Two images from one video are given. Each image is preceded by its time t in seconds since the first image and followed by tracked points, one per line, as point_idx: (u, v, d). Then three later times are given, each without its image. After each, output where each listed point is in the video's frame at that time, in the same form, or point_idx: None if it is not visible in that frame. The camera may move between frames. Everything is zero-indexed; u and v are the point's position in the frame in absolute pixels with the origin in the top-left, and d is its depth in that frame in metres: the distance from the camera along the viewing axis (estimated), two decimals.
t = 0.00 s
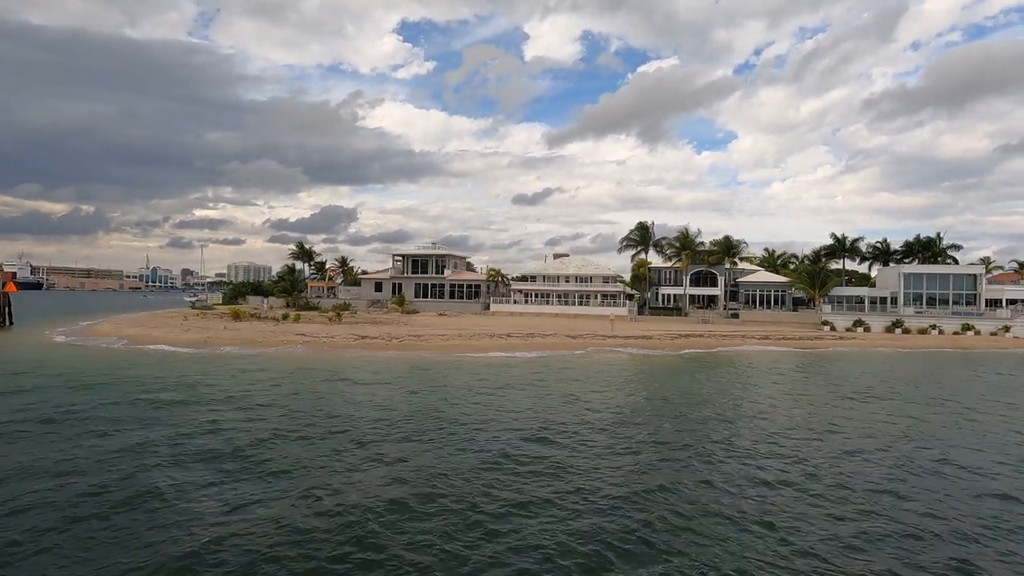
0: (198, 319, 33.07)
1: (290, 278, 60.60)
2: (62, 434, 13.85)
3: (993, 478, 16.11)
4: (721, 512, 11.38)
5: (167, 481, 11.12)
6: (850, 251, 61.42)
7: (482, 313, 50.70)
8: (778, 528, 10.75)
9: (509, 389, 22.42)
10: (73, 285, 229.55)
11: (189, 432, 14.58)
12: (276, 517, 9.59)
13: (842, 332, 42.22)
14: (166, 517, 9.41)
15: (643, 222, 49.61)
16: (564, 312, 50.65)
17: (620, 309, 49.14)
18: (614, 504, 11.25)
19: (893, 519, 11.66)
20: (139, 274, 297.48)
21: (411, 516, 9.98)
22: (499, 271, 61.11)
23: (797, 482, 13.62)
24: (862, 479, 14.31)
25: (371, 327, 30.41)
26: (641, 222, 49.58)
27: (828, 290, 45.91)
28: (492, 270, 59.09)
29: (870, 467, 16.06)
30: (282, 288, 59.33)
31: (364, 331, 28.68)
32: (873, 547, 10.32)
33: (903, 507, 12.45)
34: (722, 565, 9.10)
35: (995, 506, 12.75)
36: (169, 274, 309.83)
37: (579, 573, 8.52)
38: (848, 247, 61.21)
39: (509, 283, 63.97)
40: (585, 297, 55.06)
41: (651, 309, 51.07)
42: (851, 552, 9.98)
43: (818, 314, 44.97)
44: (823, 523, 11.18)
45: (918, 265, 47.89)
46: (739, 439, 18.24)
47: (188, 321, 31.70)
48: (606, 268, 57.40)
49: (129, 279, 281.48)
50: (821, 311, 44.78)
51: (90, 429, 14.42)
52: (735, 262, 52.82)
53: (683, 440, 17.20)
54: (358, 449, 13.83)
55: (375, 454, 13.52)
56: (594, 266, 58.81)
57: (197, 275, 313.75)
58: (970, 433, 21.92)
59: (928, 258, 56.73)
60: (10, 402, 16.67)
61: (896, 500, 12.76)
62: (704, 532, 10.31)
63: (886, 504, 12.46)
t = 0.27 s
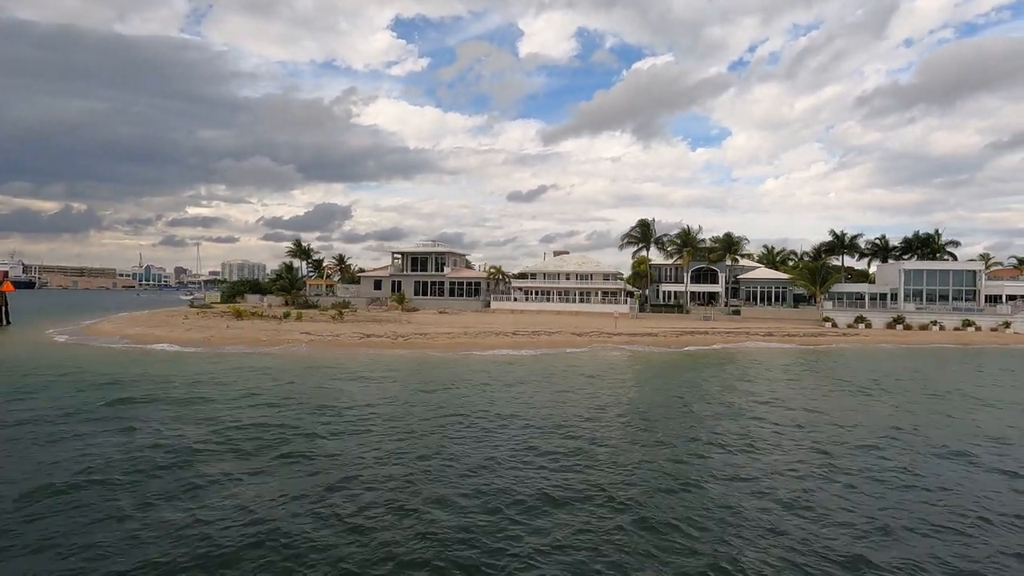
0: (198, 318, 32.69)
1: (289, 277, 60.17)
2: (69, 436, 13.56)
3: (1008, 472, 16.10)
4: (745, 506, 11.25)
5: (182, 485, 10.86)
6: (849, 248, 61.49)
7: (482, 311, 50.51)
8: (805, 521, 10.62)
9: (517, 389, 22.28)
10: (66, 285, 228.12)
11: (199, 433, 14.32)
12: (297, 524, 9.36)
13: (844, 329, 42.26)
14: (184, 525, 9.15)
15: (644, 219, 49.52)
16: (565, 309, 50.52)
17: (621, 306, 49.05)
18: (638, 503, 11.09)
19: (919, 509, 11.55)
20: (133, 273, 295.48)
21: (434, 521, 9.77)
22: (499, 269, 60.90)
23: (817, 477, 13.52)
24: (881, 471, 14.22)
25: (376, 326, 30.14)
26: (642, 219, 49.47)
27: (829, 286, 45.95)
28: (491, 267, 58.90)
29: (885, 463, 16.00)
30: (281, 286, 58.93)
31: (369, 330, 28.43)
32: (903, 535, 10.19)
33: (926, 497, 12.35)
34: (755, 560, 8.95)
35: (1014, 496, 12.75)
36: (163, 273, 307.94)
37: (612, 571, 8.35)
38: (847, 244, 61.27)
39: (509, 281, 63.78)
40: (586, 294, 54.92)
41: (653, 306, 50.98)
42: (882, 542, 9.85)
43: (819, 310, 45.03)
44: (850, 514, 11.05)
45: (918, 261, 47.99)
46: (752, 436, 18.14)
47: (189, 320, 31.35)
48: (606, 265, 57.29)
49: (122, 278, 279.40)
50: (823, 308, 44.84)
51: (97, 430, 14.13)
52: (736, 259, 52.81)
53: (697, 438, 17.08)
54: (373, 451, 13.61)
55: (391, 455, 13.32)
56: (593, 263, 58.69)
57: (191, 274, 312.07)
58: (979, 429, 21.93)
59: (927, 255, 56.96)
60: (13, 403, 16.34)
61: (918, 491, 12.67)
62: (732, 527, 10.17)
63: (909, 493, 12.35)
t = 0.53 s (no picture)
0: (198, 317, 32.40)
1: (287, 275, 59.80)
2: (76, 437, 13.36)
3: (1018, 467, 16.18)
4: (763, 501, 11.19)
5: (195, 489, 10.71)
6: (846, 245, 61.66)
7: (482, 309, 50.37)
8: (824, 516, 10.57)
9: (524, 387, 22.18)
10: (57, 283, 226.07)
11: (209, 433, 14.14)
12: (315, 528, 9.23)
13: (844, 326, 42.39)
14: (200, 532, 9.01)
15: (644, 217, 49.47)
16: (564, 307, 50.43)
17: (621, 304, 49.01)
18: (656, 499, 11.01)
19: (936, 501, 11.52)
20: (125, 272, 293.15)
21: (453, 520, 9.65)
22: (498, 267, 60.73)
23: (831, 472, 13.48)
24: (894, 466, 14.19)
25: (379, 325, 29.94)
26: (642, 217, 49.42)
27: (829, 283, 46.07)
28: (490, 265, 58.72)
29: (896, 459, 16.00)
30: (278, 285, 58.52)
31: (372, 329, 28.23)
32: (923, 528, 10.17)
33: (941, 490, 12.36)
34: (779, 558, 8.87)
35: None
36: (156, 271, 305.69)
37: (637, 569, 8.25)
38: (844, 242, 61.44)
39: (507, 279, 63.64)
40: (585, 292, 54.85)
41: (652, 303, 50.98)
42: (904, 536, 9.81)
43: (819, 307, 45.17)
44: (867, 508, 11.01)
45: (917, 258, 48.17)
46: (762, 433, 18.10)
47: (189, 320, 31.04)
48: (605, 263, 57.23)
49: (114, 277, 277.08)
50: (822, 305, 44.98)
51: (104, 431, 13.94)
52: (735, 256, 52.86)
53: (708, 435, 17.02)
54: (386, 450, 13.47)
55: (403, 455, 13.18)
56: (592, 261, 58.63)
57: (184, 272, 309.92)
58: (985, 425, 21.97)
59: (924, 252, 57.16)
60: (16, 404, 16.10)
61: (933, 485, 12.68)
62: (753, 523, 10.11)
63: (925, 486, 12.36)
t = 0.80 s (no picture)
0: (198, 317, 32.01)
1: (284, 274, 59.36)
2: (86, 440, 13.10)
3: None
4: (786, 499, 11.13)
5: (215, 490, 10.51)
6: (843, 243, 61.92)
7: (482, 308, 50.22)
8: (851, 514, 10.51)
9: (531, 385, 22.07)
10: (48, 283, 223.79)
11: (221, 434, 13.91)
12: (340, 531, 9.05)
13: (844, 323, 42.53)
14: (224, 535, 8.81)
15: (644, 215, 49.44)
16: (564, 305, 50.30)
17: (621, 302, 48.97)
18: (682, 499, 10.91)
19: (958, 499, 11.52)
20: (117, 271, 290.54)
21: (479, 524, 9.48)
22: (497, 265, 60.57)
23: (849, 469, 13.45)
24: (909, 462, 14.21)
25: (382, 324, 29.72)
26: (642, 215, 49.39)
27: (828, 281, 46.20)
28: (489, 264, 58.54)
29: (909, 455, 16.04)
30: (275, 284, 58.08)
31: (375, 328, 28.01)
32: (948, 526, 10.13)
33: (959, 487, 12.38)
34: (810, 560, 8.79)
35: None
36: (147, 271, 303.21)
37: (671, 570, 8.15)
38: (841, 239, 61.69)
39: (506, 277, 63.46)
40: (584, 290, 54.79)
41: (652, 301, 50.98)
42: (932, 536, 9.75)
43: (818, 304, 45.33)
44: (891, 506, 10.97)
45: (914, 255, 48.42)
46: (775, 431, 18.09)
47: (189, 319, 30.69)
48: (604, 261, 57.19)
49: (106, 276, 274.54)
50: (822, 302, 45.14)
51: (114, 433, 13.68)
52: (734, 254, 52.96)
53: (722, 434, 16.95)
54: (401, 449, 13.34)
55: (420, 455, 13.00)
56: (591, 259, 58.59)
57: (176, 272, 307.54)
58: (992, 421, 22.05)
59: (920, 250, 57.49)
60: (20, 406, 15.78)
61: (951, 482, 12.70)
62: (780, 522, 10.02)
63: (943, 483, 12.38)
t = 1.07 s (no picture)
0: (197, 317, 31.60)
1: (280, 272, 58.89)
2: (93, 441, 12.86)
3: None
4: (805, 509, 11.14)
5: (232, 493, 10.36)
6: (840, 242, 62.15)
7: (481, 306, 50.07)
8: (871, 529, 10.49)
9: (537, 385, 21.96)
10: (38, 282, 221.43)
11: (232, 434, 13.72)
12: (361, 538, 8.90)
13: (844, 321, 42.63)
14: (244, 541, 8.66)
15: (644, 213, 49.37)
16: (564, 304, 50.17)
17: (620, 301, 48.90)
18: (701, 508, 10.86)
19: (975, 512, 11.57)
20: (108, 269, 287.85)
21: (502, 531, 9.38)
22: (495, 264, 60.39)
23: (862, 479, 13.45)
24: (920, 474, 14.23)
25: (384, 322, 29.47)
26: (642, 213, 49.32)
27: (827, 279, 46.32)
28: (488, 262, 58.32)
29: (919, 457, 16.08)
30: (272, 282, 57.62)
31: (378, 327, 27.77)
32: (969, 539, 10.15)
33: (975, 497, 12.42)
34: (837, 575, 8.75)
35: None
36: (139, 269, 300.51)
37: None
38: (838, 238, 61.90)
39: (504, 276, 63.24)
40: (583, 288, 54.72)
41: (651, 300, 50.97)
42: (953, 550, 9.75)
43: (817, 303, 45.48)
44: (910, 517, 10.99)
45: (912, 255, 48.65)
46: (784, 432, 18.05)
47: (188, 318, 30.32)
48: (603, 260, 57.13)
49: (97, 275, 271.95)
50: (821, 301, 45.29)
51: (121, 434, 13.43)
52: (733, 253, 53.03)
53: (733, 434, 16.93)
54: (414, 452, 13.22)
55: (434, 457, 12.86)
56: (590, 258, 58.51)
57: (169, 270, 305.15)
58: (996, 419, 22.13)
59: (917, 249, 57.77)
60: (21, 408, 15.46)
61: (966, 493, 12.74)
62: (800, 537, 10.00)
63: (958, 495, 12.42)
